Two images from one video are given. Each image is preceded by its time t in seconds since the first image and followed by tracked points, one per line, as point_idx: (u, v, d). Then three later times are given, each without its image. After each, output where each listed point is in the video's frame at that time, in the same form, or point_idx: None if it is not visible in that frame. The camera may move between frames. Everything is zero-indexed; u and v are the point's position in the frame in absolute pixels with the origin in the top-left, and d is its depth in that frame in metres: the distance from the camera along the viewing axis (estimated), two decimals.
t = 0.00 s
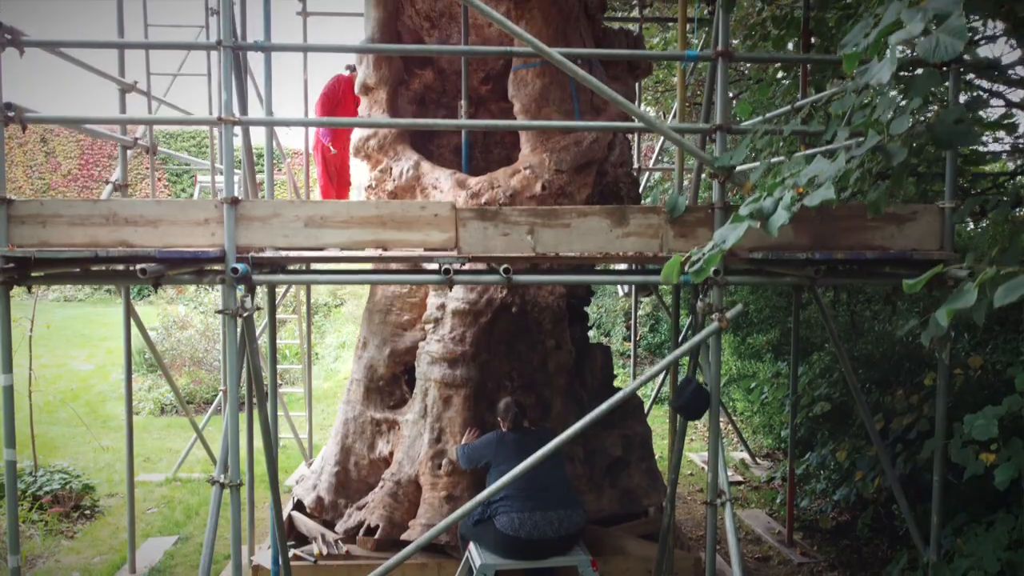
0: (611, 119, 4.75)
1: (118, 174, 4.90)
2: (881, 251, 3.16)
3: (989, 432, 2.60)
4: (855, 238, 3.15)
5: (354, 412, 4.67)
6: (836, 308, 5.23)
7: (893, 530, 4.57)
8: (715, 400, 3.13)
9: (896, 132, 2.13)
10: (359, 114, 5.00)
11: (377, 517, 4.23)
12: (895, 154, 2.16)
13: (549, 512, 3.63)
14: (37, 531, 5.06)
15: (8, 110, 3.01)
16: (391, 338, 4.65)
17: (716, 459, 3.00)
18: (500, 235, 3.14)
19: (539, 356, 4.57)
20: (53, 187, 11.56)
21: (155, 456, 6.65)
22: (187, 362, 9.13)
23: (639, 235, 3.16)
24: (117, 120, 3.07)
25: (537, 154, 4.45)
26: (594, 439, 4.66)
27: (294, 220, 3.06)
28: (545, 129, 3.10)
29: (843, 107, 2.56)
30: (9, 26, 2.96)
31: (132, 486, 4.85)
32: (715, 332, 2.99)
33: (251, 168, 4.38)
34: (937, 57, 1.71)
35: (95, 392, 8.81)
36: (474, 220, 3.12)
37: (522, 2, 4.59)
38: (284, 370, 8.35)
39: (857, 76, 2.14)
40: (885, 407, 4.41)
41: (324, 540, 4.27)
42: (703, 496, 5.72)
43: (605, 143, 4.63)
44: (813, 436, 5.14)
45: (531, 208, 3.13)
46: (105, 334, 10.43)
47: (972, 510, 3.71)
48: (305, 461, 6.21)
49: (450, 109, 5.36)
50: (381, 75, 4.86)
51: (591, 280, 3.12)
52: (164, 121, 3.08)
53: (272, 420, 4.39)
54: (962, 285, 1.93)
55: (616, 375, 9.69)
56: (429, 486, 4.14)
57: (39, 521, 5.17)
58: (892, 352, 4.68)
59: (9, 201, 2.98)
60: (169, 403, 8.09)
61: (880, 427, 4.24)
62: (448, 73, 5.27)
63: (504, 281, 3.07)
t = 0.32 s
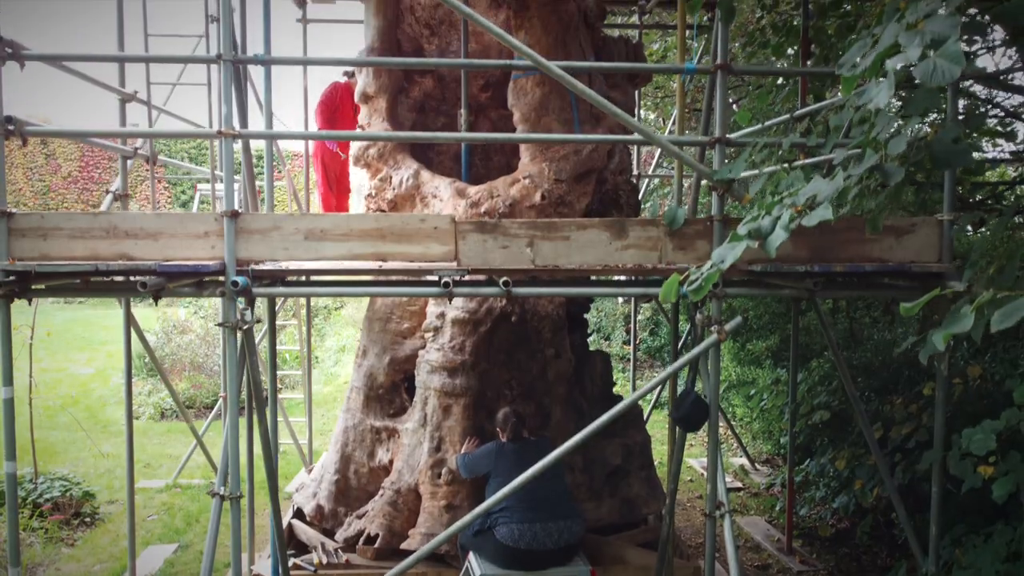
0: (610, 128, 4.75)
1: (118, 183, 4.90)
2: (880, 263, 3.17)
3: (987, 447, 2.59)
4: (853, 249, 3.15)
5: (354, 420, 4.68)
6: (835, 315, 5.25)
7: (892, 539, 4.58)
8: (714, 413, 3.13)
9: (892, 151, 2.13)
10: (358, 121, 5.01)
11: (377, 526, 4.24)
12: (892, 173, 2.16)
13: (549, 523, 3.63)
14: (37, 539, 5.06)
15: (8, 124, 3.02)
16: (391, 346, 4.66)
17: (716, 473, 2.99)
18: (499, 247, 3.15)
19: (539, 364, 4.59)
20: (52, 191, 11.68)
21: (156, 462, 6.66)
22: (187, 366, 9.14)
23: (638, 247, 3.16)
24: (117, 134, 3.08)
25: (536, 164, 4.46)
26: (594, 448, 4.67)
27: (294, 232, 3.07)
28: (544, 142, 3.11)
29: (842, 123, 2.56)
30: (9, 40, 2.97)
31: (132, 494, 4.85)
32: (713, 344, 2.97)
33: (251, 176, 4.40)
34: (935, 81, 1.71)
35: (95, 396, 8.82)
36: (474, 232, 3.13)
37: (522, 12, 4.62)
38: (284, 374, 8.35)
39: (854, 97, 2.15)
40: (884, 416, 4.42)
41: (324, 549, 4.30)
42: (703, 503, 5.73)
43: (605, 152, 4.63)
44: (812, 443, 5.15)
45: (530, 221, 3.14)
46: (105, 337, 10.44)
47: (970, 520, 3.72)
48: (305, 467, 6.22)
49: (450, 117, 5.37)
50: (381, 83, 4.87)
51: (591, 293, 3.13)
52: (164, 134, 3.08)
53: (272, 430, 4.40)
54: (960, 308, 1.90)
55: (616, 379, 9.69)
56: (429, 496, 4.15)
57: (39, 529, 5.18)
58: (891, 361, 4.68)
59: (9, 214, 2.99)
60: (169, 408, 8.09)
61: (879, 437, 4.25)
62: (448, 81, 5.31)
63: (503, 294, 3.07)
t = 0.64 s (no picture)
0: (610, 135, 4.75)
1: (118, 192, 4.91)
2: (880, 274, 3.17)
3: (987, 460, 2.58)
4: (853, 262, 3.15)
5: (354, 428, 4.69)
6: (835, 322, 5.25)
7: (892, 547, 4.59)
8: (713, 425, 3.13)
9: (891, 170, 2.12)
10: (358, 129, 5.02)
11: (377, 535, 4.25)
12: (891, 192, 2.15)
13: (549, 534, 3.64)
14: (38, 546, 5.07)
15: (8, 137, 3.03)
16: (391, 354, 4.66)
17: (715, 486, 2.99)
18: (499, 259, 3.15)
19: (539, 372, 4.60)
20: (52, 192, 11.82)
21: (156, 467, 6.66)
22: (187, 370, 9.14)
23: (638, 259, 3.17)
24: (118, 146, 3.08)
25: (536, 172, 4.46)
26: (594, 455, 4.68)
27: (294, 245, 3.07)
28: (543, 154, 3.11)
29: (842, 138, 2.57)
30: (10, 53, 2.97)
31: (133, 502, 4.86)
32: (713, 356, 2.96)
33: (252, 185, 4.40)
34: (933, 105, 1.71)
35: (95, 400, 8.83)
36: (474, 244, 3.13)
37: (522, 21, 4.63)
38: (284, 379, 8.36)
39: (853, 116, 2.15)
40: (884, 425, 4.43)
41: (324, 558, 4.31)
42: (703, 509, 5.74)
43: (605, 160, 4.63)
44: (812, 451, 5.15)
45: (530, 233, 3.14)
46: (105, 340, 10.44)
47: (970, 531, 3.73)
48: (305, 473, 6.22)
49: (450, 124, 5.38)
50: (381, 91, 4.88)
51: (590, 305, 3.13)
52: (164, 147, 3.09)
53: (273, 438, 4.41)
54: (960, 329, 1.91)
55: (617, 383, 9.68)
56: (429, 504, 4.15)
57: (40, 536, 5.18)
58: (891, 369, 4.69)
59: (10, 227, 3.00)
60: (169, 412, 8.10)
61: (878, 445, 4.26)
62: (448, 88, 5.32)
63: (503, 306, 3.08)
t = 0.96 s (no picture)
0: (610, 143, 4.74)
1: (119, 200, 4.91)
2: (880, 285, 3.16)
3: (988, 475, 2.57)
4: (854, 274, 3.15)
5: (354, 436, 4.69)
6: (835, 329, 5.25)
7: (893, 555, 4.59)
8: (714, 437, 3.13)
9: (893, 188, 2.11)
10: (358, 136, 5.02)
11: (377, 544, 4.25)
12: (893, 211, 2.14)
13: (550, 545, 3.63)
14: (38, 555, 5.07)
15: (9, 149, 3.02)
16: (391, 362, 4.66)
17: (714, 498, 2.99)
18: (500, 272, 3.15)
19: (539, 381, 4.61)
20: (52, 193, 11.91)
21: (156, 473, 6.66)
22: (187, 375, 9.14)
23: (639, 271, 3.17)
24: (119, 159, 3.08)
25: (536, 181, 4.46)
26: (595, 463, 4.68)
27: (295, 258, 3.08)
28: (544, 166, 3.11)
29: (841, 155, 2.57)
30: (10, 66, 2.97)
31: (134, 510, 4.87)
32: (714, 368, 2.93)
33: (253, 193, 4.41)
34: (934, 129, 1.70)
35: (95, 404, 8.83)
36: (474, 256, 3.13)
37: (522, 29, 4.63)
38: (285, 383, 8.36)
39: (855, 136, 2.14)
40: (885, 434, 4.44)
41: (324, 567, 4.32)
42: (703, 516, 5.74)
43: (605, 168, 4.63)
44: (813, 459, 5.15)
45: (531, 245, 3.14)
46: (105, 343, 10.45)
47: (970, 542, 3.76)
48: (305, 479, 6.23)
49: (450, 130, 5.38)
50: (381, 99, 4.88)
51: (592, 317, 3.13)
52: (165, 159, 3.09)
53: (273, 447, 4.42)
54: (962, 351, 1.91)
55: (617, 387, 9.68)
56: (429, 514, 4.15)
57: (41, 544, 5.19)
58: (891, 376, 4.69)
59: (11, 240, 3.00)
60: (170, 417, 8.09)
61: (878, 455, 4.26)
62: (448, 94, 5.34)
63: (504, 317, 3.06)
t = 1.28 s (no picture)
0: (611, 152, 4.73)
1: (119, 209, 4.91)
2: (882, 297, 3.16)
3: (989, 490, 2.56)
4: (856, 286, 3.15)
5: (355, 445, 4.70)
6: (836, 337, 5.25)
7: (894, 564, 4.59)
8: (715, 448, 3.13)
9: (895, 208, 2.08)
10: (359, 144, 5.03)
11: (378, 553, 4.27)
12: (895, 230, 2.12)
13: (551, 557, 3.65)
14: (39, 563, 5.08)
15: (10, 162, 3.02)
16: (392, 371, 4.66)
17: (718, 510, 2.98)
18: (501, 284, 3.15)
19: (540, 390, 4.62)
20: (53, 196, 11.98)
21: (157, 479, 6.66)
22: (187, 379, 9.14)
23: (641, 284, 3.17)
24: (120, 172, 3.09)
25: (537, 190, 4.45)
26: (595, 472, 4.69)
27: (297, 270, 3.08)
28: (545, 179, 3.11)
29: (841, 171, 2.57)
30: (11, 79, 2.97)
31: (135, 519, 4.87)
32: (717, 381, 2.91)
33: (255, 202, 4.46)
34: (937, 152, 1.69)
35: (95, 408, 8.84)
36: (476, 269, 3.13)
37: (523, 38, 4.63)
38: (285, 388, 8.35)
39: (856, 156, 2.13)
40: (886, 443, 4.44)
41: None
42: (703, 523, 5.74)
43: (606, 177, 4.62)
44: (813, 467, 5.15)
45: (532, 257, 3.14)
46: (105, 347, 10.46)
47: (971, 553, 3.85)
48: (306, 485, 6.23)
49: (451, 137, 5.38)
50: (382, 107, 4.88)
51: (593, 330, 3.12)
52: (166, 172, 3.09)
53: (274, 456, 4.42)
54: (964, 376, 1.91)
55: (617, 391, 9.68)
56: (430, 523, 4.15)
57: (42, 552, 5.19)
58: (892, 385, 4.70)
59: (13, 253, 3.00)
60: (170, 422, 8.09)
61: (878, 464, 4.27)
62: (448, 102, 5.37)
63: (506, 330, 3.05)
